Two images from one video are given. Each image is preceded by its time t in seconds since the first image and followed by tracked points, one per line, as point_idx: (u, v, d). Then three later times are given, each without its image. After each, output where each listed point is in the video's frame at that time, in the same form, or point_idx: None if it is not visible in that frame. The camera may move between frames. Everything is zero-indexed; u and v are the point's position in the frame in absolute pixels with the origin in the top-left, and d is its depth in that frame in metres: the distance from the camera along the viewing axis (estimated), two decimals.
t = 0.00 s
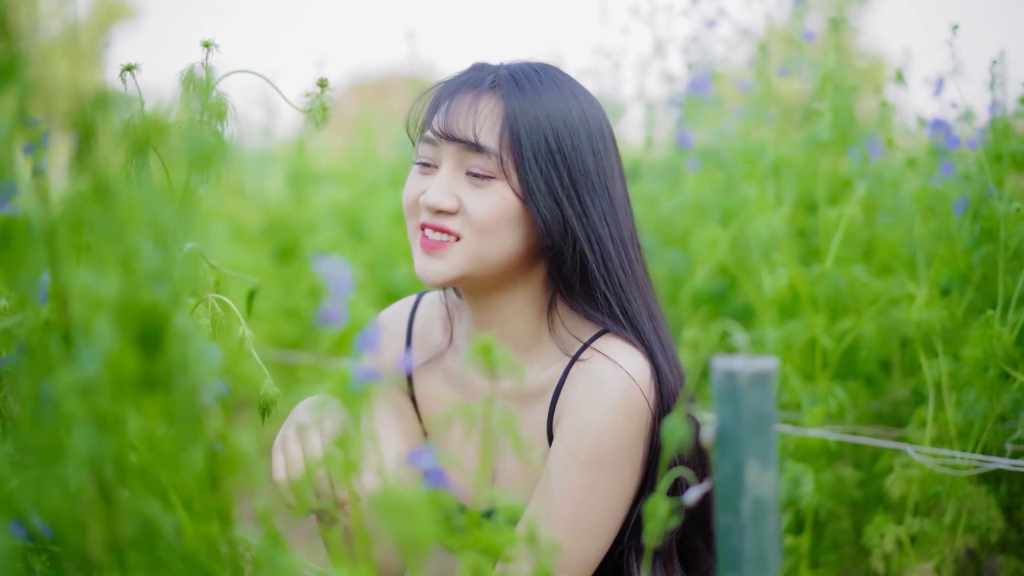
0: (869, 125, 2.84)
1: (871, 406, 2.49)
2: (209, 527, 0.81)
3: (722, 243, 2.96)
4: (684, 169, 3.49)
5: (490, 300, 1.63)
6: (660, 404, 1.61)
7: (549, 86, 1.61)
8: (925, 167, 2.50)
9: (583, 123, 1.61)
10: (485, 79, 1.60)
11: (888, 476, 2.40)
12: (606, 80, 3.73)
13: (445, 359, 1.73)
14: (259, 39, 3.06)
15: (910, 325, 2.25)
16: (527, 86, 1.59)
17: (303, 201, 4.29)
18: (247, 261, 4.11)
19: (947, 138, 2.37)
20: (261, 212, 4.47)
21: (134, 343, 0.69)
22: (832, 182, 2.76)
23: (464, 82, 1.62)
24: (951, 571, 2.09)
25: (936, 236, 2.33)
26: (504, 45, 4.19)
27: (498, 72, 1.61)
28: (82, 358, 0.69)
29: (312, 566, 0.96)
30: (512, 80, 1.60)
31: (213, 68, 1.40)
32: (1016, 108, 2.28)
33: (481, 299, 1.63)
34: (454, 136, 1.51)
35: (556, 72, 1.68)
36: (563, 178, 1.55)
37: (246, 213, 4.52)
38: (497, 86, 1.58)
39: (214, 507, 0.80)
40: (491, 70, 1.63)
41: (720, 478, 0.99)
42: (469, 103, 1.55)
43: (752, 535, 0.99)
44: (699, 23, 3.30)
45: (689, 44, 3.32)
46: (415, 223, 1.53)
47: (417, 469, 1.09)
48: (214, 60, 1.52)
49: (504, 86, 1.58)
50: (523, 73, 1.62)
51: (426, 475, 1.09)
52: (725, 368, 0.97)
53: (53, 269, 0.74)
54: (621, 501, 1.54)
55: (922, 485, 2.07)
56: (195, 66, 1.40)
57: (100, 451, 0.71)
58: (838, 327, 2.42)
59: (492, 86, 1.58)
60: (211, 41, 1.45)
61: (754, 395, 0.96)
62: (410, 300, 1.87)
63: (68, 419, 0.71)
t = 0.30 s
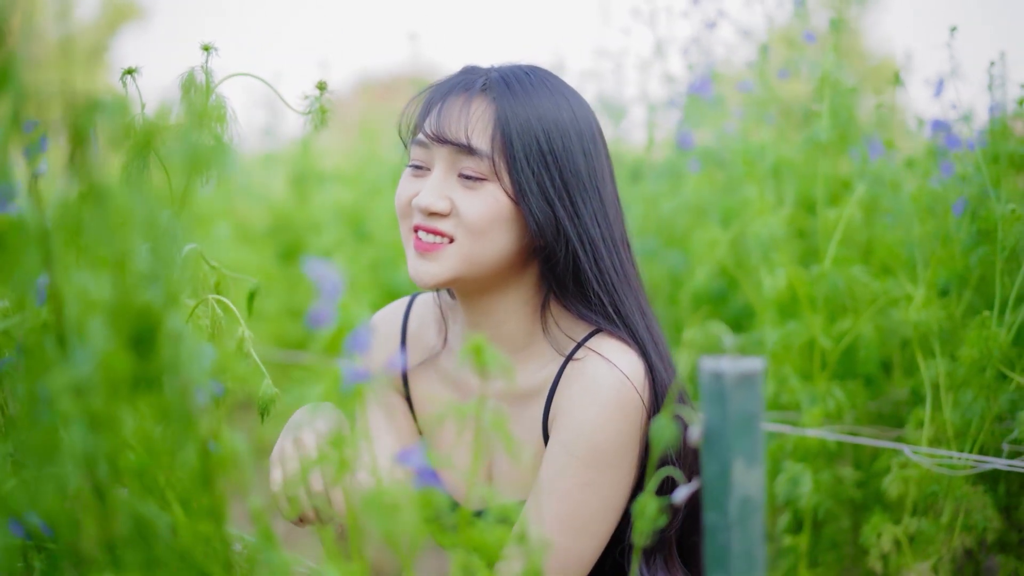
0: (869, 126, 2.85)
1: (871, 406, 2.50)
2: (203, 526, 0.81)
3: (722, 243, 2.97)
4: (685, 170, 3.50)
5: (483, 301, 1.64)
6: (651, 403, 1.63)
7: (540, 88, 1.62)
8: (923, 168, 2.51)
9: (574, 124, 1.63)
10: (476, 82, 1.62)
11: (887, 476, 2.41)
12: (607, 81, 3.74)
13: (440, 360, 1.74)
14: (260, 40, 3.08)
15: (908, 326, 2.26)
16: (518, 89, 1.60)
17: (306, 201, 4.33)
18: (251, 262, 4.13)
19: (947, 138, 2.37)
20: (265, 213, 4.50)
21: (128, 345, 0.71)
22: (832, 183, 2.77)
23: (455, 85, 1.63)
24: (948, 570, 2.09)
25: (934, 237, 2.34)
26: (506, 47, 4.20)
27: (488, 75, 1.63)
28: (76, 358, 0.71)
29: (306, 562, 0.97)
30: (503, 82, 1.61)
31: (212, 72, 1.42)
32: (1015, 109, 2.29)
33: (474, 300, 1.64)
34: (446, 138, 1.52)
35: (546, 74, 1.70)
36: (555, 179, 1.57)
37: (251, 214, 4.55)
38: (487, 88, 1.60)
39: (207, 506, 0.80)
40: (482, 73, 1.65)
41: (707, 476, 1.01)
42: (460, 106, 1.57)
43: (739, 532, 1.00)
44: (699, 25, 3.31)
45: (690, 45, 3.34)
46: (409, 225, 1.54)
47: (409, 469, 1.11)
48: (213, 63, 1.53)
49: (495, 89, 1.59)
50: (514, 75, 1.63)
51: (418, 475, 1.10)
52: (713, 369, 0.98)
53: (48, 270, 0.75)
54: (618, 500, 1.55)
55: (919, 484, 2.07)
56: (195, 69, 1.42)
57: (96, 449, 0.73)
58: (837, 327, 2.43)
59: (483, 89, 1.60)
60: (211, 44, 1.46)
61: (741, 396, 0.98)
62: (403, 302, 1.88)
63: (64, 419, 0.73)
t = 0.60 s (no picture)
0: (876, 129, 2.85)
1: (877, 408, 2.51)
2: (203, 528, 0.83)
3: (729, 246, 2.97)
4: (693, 172, 3.51)
5: (486, 305, 1.66)
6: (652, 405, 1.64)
7: (540, 93, 1.63)
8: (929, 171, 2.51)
9: (574, 128, 1.64)
10: (477, 88, 1.63)
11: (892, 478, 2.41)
12: (615, 85, 3.75)
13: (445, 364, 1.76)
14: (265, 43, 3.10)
15: (912, 328, 2.26)
16: (518, 94, 1.62)
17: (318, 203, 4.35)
18: (263, 264, 4.16)
19: (954, 141, 2.40)
20: (276, 216, 4.53)
21: (127, 350, 0.73)
22: (838, 186, 2.78)
23: (457, 91, 1.65)
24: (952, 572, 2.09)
25: (938, 239, 2.34)
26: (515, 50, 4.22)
27: (489, 81, 1.64)
28: (76, 363, 0.72)
29: (306, 562, 0.99)
30: (504, 88, 1.62)
31: (220, 79, 1.44)
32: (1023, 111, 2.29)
33: (478, 304, 1.66)
34: (447, 145, 1.54)
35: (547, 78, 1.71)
36: (556, 184, 1.58)
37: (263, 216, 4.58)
38: (488, 95, 1.61)
39: (205, 503, 0.83)
40: (482, 79, 1.66)
41: (699, 480, 1.02)
42: (461, 112, 1.59)
43: (732, 534, 1.02)
44: (707, 29, 3.33)
45: (698, 49, 3.35)
46: (411, 230, 1.56)
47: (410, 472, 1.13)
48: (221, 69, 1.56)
49: (496, 95, 1.61)
50: (514, 81, 1.64)
51: (417, 478, 1.12)
52: (704, 374, 0.99)
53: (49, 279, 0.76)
54: (621, 501, 1.56)
55: (923, 486, 2.08)
56: (202, 76, 1.44)
57: (98, 451, 0.75)
58: (841, 330, 2.43)
59: (483, 95, 1.61)
60: (219, 51, 1.49)
61: (733, 399, 0.99)
62: (409, 306, 1.89)
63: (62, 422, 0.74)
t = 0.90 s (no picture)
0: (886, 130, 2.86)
1: (883, 409, 2.51)
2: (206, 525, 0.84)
3: (738, 247, 2.98)
4: (703, 174, 3.52)
5: (495, 306, 1.67)
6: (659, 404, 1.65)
7: (548, 96, 1.65)
8: (936, 172, 2.52)
9: (582, 131, 1.66)
10: (485, 92, 1.65)
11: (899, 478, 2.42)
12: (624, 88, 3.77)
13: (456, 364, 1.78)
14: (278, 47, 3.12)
15: (919, 330, 2.27)
16: (526, 97, 1.63)
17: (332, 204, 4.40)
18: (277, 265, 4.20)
19: (962, 143, 2.43)
20: (289, 218, 4.56)
21: (128, 350, 0.75)
22: (847, 188, 2.79)
23: (466, 94, 1.67)
24: (958, 572, 2.10)
25: (945, 241, 2.35)
26: (525, 53, 4.24)
27: (497, 84, 1.66)
28: (78, 363, 0.74)
29: (308, 558, 1.01)
30: (512, 91, 1.64)
31: (229, 83, 1.47)
32: None
33: (487, 304, 1.68)
34: (456, 147, 1.56)
35: (555, 82, 1.73)
36: (563, 185, 1.60)
37: (278, 217, 4.61)
38: (497, 97, 1.63)
39: (206, 502, 0.84)
40: (491, 82, 1.68)
41: (695, 479, 1.03)
42: (470, 115, 1.61)
43: (727, 532, 1.03)
44: (717, 31, 3.34)
45: (708, 51, 3.36)
46: (421, 231, 1.58)
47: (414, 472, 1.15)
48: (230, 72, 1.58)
49: (504, 98, 1.62)
50: (523, 84, 1.66)
51: (417, 478, 1.14)
52: (701, 374, 1.01)
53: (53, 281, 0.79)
54: (628, 500, 1.58)
55: (929, 487, 2.09)
56: (212, 80, 1.48)
57: (101, 452, 0.78)
58: (849, 331, 2.44)
59: (492, 98, 1.63)
60: (228, 54, 1.51)
61: (728, 400, 1.00)
62: (421, 307, 1.91)
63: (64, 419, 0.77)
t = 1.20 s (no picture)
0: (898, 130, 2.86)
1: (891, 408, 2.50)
2: (207, 520, 0.87)
3: (749, 247, 2.99)
4: (715, 174, 3.53)
5: (509, 304, 1.68)
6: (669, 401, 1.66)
7: (561, 96, 1.66)
8: (947, 173, 2.52)
9: (595, 131, 1.67)
10: (500, 92, 1.66)
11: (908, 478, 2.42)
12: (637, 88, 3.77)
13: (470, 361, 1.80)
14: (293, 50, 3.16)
15: (927, 330, 2.28)
16: (540, 97, 1.65)
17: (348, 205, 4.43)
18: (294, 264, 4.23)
19: (973, 143, 2.43)
20: (304, 217, 4.60)
21: (131, 346, 0.76)
22: (858, 189, 2.79)
23: (480, 94, 1.68)
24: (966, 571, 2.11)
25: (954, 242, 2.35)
26: (538, 53, 4.25)
27: (512, 85, 1.67)
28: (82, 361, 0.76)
29: (310, 553, 1.03)
30: (526, 91, 1.65)
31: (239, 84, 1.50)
32: None
33: (500, 303, 1.69)
34: (470, 147, 1.58)
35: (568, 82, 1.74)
36: (576, 185, 1.61)
37: (295, 217, 4.64)
38: (511, 98, 1.64)
39: (212, 496, 0.87)
40: (505, 83, 1.69)
41: (693, 475, 1.04)
42: (485, 115, 1.62)
43: (725, 529, 1.04)
44: (729, 32, 3.35)
45: (720, 52, 3.37)
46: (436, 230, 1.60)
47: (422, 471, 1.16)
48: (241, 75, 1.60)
49: (518, 98, 1.64)
50: (536, 84, 1.67)
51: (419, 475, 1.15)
52: (699, 372, 1.01)
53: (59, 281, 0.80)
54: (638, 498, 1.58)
55: (937, 487, 2.11)
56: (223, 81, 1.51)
57: (104, 445, 0.79)
58: (858, 331, 2.44)
59: (506, 98, 1.64)
60: (239, 56, 1.54)
61: (726, 398, 1.01)
62: (436, 306, 1.93)
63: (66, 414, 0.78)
